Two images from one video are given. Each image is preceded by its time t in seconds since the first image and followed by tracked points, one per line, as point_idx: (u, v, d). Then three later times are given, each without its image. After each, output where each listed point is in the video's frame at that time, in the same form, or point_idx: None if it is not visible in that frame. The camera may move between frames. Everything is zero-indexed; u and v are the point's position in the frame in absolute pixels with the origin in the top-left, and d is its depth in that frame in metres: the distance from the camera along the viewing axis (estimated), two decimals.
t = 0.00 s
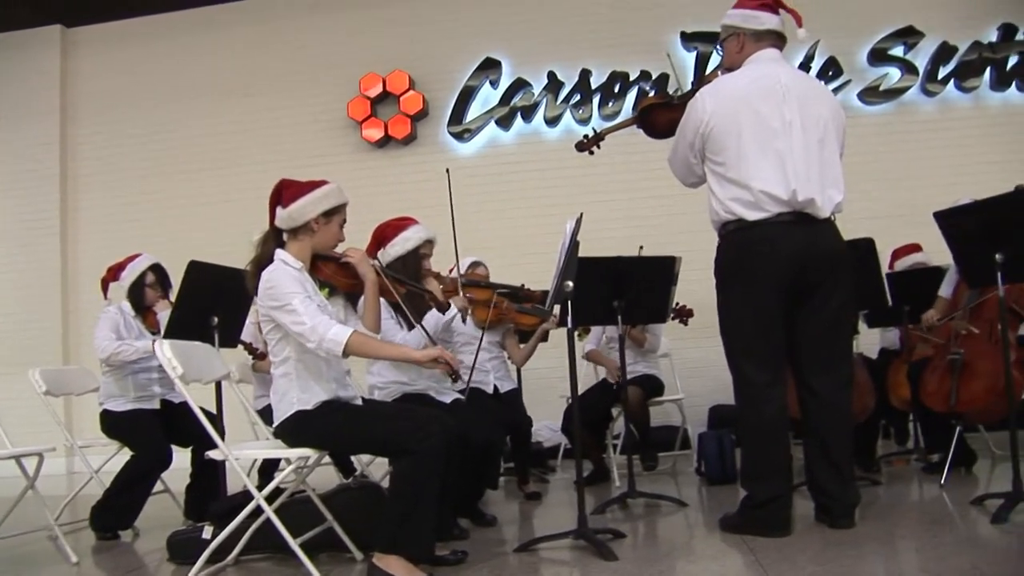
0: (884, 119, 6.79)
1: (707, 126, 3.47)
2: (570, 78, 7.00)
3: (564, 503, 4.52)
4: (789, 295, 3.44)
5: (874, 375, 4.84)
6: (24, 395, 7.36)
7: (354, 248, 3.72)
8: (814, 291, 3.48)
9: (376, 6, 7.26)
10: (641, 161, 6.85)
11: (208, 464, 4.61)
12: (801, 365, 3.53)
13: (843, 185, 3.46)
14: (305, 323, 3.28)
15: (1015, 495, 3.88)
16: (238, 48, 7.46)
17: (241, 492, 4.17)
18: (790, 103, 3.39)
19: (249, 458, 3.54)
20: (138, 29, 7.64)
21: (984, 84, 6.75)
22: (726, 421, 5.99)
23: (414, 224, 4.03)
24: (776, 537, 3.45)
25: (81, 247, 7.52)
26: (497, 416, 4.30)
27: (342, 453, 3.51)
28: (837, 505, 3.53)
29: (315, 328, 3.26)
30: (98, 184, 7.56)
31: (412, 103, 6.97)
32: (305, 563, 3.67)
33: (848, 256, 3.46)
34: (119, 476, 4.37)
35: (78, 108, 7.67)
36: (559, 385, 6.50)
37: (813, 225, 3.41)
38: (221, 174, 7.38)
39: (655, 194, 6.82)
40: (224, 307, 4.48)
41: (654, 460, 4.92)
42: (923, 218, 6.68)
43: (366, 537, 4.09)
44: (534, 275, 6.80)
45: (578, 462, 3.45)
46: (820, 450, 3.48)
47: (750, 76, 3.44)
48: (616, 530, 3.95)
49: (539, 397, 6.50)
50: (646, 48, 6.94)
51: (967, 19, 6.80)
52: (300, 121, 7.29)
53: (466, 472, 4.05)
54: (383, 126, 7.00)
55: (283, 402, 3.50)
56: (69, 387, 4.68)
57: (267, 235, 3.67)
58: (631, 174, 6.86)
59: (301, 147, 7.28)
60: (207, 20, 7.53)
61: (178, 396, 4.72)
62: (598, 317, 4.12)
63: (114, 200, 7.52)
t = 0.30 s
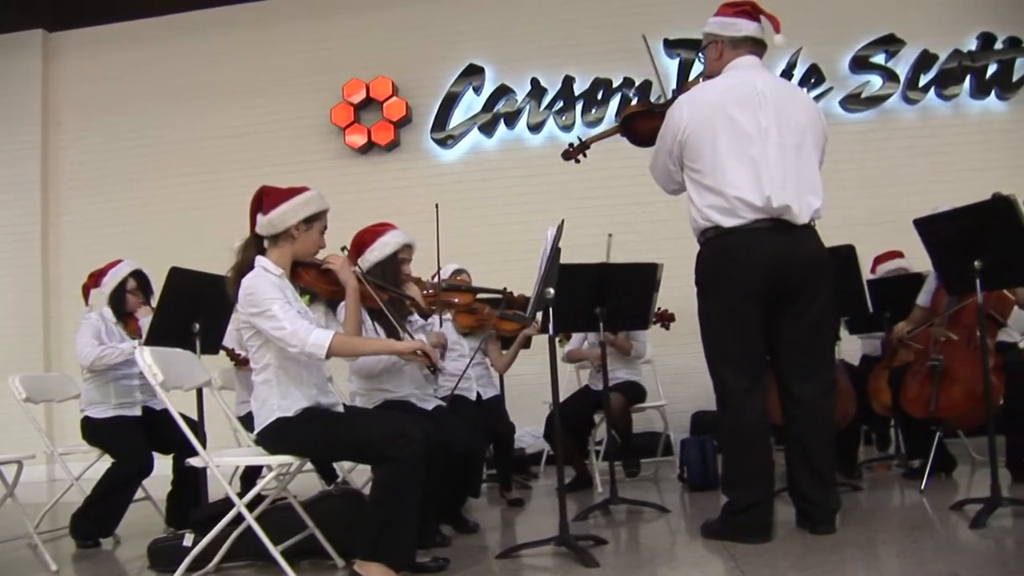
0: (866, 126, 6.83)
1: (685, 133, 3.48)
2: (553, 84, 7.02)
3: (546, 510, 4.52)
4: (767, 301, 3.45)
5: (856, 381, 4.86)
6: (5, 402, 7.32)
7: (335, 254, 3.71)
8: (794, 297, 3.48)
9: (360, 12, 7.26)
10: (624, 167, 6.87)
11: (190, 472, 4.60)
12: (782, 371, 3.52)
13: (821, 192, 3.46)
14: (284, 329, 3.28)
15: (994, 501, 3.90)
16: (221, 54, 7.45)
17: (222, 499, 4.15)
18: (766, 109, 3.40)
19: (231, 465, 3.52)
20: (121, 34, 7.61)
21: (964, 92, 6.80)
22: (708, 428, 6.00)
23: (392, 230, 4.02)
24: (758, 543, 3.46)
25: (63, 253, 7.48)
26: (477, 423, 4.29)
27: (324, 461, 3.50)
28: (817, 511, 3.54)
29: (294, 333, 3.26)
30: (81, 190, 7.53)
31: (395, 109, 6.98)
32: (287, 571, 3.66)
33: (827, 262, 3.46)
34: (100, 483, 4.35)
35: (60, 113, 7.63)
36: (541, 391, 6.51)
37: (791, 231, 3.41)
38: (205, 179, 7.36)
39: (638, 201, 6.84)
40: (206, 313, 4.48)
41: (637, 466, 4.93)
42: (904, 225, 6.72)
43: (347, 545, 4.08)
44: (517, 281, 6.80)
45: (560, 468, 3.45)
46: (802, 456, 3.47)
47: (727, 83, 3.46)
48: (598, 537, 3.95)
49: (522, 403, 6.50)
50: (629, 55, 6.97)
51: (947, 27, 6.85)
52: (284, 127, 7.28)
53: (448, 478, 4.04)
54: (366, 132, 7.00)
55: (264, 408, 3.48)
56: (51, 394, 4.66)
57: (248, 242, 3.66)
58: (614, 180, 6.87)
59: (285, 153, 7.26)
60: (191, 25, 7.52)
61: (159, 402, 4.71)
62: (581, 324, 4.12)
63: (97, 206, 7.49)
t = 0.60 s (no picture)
0: (845, 134, 6.87)
1: (653, 141, 3.52)
2: (534, 89, 7.03)
3: (525, 515, 4.52)
4: (741, 308, 3.44)
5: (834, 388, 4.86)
6: None
7: (313, 259, 3.69)
8: (769, 302, 3.45)
9: (342, 15, 7.25)
10: (604, 173, 6.89)
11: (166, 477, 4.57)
12: (759, 376, 3.50)
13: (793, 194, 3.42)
14: (263, 330, 3.27)
15: (969, 505, 3.93)
16: (202, 57, 7.42)
17: (199, 504, 4.13)
18: (728, 115, 3.39)
19: (208, 470, 3.48)
20: (101, 36, 7.58)
21: (942, 101, 6.86)
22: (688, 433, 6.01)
23: (368, 232, 4.03)
24: (736, 547, 3.46)
25: (41, 256, 7.43)
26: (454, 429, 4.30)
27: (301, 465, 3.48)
28: (791, 517, 3.54)
29: (274, 334, 3.26)
30: (60, 192, 7.48)
31: (376, 113, 6.97)
32: None
33: (802, 266, 3.42)
34: (76, 487, 4.32)
35: (39, 115, 7.58)
36: (520, 396, 6.50)
37: (761, 237, 3.39)
38: (185, 183, 7.33)
39: (618, 206, 6.85)
40: (183, 317, 4.47)
41: (616, 471, 4.93)
42: (883, 231, 6.75)
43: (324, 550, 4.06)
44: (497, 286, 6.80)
45: (537, 473, 3.44)
46: (780, 461, 3.45)
47: (692, 90, 3.47)
48: (575, 542, 3.94)
49: (501, 408, 6.49)
50: (609, 61, 6.99)
51: (925, 36, 6.91)
52: (266, 130, 7.25)
53: (425, 483, 4.04)
54: (347, 136, 6.99)
55: (239, 413, 3.44)
56: (26, 398, 4.62)
57: (227, 246, 3.65)
58: (594, 185, 6.89)
59: (266, 157, 7.24)
60: (173, 28, 7.49)
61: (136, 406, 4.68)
62: (560, 329, 4.11)
63: (77, 208, 7.45)
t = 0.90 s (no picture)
0: (826, 140, 6.90)
1: (617, 155, 3.62)
2: (516, 94, 7.04)
3: (505, 521, 4.52)
4: (713, 315, 3.45)
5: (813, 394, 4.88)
6: None
7: (292, 263, 3.68)
8: (741, 307, 3.41)
9: (325, 19, 7.24)
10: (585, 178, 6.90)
11: (144, 482, 4.56)
12: (737, 382, 3.50)
13: (758, 195, 3.37)
14: (247, 330, 3.26)
15: (947, 511, 3.94)
16: (184, 60, 7.39)
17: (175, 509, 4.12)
18: (680, 124, 3.43)
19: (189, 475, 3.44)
20: (81, 39, 7.54)
21: (922, 108, 6.90)
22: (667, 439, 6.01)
23: (346, 236, 4.04)
24: (715, 554, 3.46)
25: (20, 259, 7.39)
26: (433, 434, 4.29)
27: (278, 470, 3.46)
28: (768, 523, 3.53)
29: (259, 334, 3.26)
30: (39, 196, 7.44)
31: (357, 117, 6.96)
32: None
33: (773, 270, 3.40)
34: (53, 491, 4.30)
35: (19, 118, 7.53)
36: (501, 401, 6.50)
37: (725, 242, 3.38)
38: (166, 186, 7.30)
39: (599, 212, 6.87)
40: (162, 322, 4.45)
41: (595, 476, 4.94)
42: (863, 238, 6.78)
43: (302, 555, 4.05)
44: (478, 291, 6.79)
45: (515, 478, 3.44)
46: (758, 468, 3.44)
47: (648, 103, 3.54)
48: (553, 547, 3.94)
49: (481, 413, 6.48)
50: (591, 66, 7.01)
51: (905, 44, 6.95)
52: (247, 134, 7.24)
53: (403, 488, 4.04)
54: (329, 140, 6.98)
55: (219, 416, 3.42)
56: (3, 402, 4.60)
57: (205, 251, 3.63)
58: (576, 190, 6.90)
59: (248, 160, 7.22)
60: (154, 30, 7.46)
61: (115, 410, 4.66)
62: (539, 334, 4.12)
63: (56, 211, 7.41)
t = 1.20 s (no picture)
0: (805, 146, 6.93)
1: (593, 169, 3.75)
2: (496, 99, 7.05)
3: (483, 525, 4.52)
4: (685, 321, 3.50)
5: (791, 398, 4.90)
6: None
7: (271, 269, 3.67)
8: (706, 313, 3.43)
9: (306, 23, 7.23)
10: (566, 183, 6.91)
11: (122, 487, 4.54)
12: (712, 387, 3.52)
13: (714, 198, 3.38)
14: (232, 332, 3.27)
15: (921, 514, 3.97)
16: (164, 64, 7.36)
17: (153, 514, 4.11)
18: (637, 134, 3.52)
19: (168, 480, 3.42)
20: (60, 41, 7.47)
21: (900, 115, 6.95)
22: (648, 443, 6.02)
23: (323, 239, 4.02)
24: (691, 558, 3.47)
25: None
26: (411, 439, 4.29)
27: (257, 475, 3.46)
28: (745, 527, 3.54)
29: (244, 336, 3.27)
30: (17, 199, 7.38)
31: (337, 122, 6.95)
32: None
33: (739, 275, 3.41)
34: (30, 497, 4.26)
35: None
36: (480, 405, 6.50)
37: (686, 247, 3.42)
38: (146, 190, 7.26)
39: (580, 217, 6.89)
40: (141, 327, 4.44)
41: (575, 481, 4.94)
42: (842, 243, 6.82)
43: (281, 560, 4.04)
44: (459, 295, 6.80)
45: (492, 483, 3.45)
46: (734, 473, 3.45)
47: (615, 115, 3.65)
48: (532, 551, 3.94)
49: (461, 418, 6.48)
50: (572, 71, 7.02)
51: (883, 51, 7.00)
52: (228, 138, 7.21)
53: (381, 493, 4.03)
54: (309, 144, 6.97)
55: (197, 420, 3.40)
56: None
57: (182, 254, 3.60)
58: (557, 195, 6.91)
59: (228, 165, 7.19)
60: (133, 34, 7.42)
61: (93, 414, 4.66)
62: (517, 339, 4.13)
63: (35, 214, 7.34)
